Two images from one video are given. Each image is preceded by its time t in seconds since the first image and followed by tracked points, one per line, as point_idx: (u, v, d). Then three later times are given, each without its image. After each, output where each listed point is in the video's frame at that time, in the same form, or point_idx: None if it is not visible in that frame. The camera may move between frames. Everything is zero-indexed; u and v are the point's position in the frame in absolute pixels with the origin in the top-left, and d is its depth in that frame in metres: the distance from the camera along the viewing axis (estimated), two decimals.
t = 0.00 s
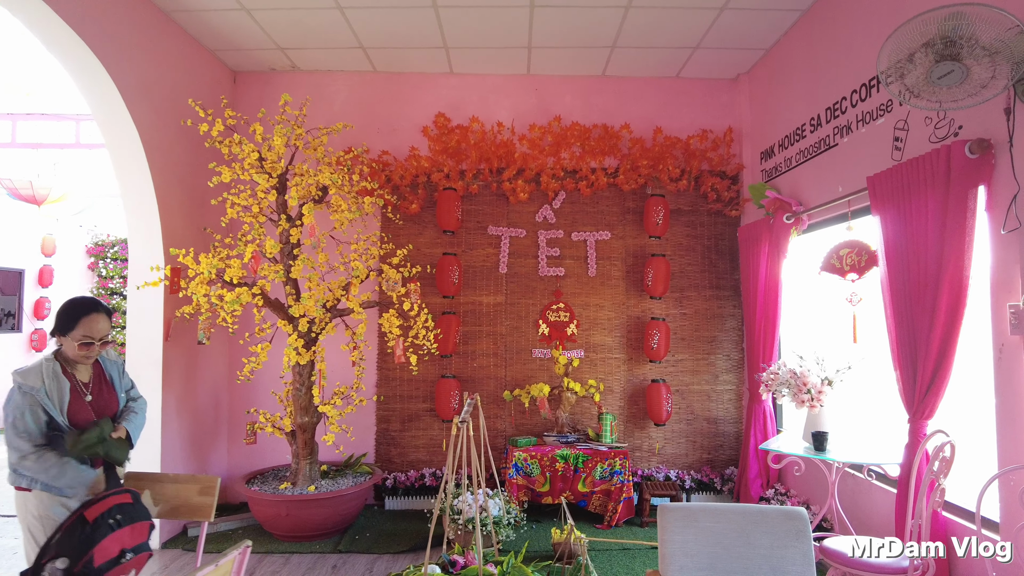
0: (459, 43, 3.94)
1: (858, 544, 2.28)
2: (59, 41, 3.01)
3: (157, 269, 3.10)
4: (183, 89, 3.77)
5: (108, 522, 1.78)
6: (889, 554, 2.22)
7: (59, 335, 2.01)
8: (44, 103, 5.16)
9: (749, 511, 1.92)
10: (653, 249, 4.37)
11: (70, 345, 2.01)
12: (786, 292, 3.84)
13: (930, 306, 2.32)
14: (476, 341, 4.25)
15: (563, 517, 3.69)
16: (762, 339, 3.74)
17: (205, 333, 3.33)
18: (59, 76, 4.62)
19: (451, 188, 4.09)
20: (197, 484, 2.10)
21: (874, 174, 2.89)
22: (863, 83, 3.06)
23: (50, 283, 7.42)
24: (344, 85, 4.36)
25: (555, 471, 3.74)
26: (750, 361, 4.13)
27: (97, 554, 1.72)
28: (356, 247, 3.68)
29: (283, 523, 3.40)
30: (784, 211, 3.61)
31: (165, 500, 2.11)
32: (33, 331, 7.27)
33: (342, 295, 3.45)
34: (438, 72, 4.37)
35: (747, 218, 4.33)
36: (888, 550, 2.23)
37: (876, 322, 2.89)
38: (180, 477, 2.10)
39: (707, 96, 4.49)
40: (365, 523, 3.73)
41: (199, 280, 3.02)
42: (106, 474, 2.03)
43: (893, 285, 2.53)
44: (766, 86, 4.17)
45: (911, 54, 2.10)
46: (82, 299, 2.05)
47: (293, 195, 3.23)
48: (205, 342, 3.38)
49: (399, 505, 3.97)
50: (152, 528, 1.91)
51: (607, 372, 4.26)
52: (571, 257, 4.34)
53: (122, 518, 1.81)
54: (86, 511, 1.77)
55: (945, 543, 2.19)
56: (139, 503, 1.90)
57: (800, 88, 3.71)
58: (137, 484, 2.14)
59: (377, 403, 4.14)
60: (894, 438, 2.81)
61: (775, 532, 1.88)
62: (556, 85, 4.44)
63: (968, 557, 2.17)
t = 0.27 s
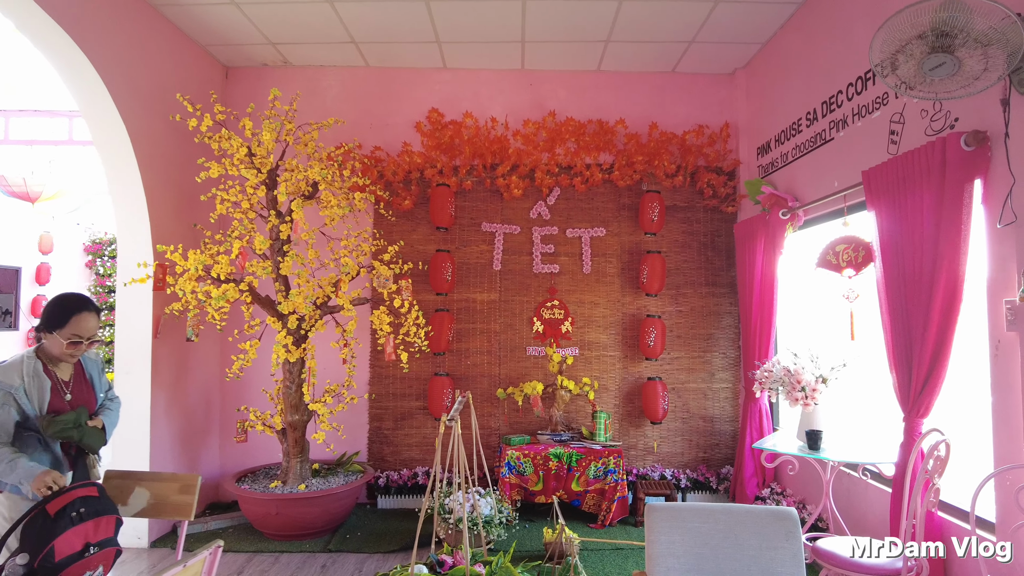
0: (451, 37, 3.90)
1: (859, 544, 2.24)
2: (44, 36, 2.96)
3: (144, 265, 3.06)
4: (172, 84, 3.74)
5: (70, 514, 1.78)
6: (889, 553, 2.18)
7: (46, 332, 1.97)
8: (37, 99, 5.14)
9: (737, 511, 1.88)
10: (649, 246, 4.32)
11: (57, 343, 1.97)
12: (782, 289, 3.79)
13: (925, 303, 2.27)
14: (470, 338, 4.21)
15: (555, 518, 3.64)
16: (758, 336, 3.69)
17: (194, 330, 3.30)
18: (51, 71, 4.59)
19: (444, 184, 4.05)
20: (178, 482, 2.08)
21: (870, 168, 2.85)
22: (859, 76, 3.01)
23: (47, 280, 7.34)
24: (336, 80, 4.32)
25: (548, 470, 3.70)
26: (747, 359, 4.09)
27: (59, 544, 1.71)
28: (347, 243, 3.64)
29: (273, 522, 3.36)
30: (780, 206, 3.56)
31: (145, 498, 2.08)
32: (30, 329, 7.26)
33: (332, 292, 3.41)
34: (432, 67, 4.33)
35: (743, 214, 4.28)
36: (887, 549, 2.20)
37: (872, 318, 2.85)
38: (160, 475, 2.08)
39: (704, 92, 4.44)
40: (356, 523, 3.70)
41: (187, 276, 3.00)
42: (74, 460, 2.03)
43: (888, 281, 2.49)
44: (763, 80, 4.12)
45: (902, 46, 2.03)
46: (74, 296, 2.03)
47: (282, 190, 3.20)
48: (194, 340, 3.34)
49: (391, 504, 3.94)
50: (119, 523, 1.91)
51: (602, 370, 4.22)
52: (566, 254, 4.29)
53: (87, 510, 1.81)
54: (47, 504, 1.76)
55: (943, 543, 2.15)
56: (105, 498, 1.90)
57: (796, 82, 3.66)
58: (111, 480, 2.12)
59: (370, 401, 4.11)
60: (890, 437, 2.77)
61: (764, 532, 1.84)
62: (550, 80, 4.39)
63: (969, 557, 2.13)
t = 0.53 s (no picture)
0: (446, 32, 3.84)
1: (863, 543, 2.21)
2: (29, 30, 2.91)
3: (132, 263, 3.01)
4: (163, 80, 3.69)
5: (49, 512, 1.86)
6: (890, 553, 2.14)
7: (20, 328, 1.92)
8: (29, 95, 5.08)
9: (731, 515, 1.84)
10: (646, 244, 4.28)
11: (34, 341, 1.94)
12: (781, 287, 3.74)
13: (926, 302, 2.22)
14: (465, 337, 4.17)
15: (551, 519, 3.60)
16: (756, 336, 3.64)
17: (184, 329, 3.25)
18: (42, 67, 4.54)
19: (439, 181, 4.00)
20: (161, 483, 2.02)
21: (870, 164, 2.80)
22: (858, 70, 2.96)
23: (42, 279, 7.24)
24: (330, 76, 4.27)
25: (544, 471, 3.66)
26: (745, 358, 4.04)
27: (37, 543, 1.80)
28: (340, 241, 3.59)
29: (264, 523, 3.32)
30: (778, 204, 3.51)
31: (128, 500, 2.03)
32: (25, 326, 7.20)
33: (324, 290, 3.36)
34: (426, 62, 4.28)
35: (742, 212, 4.23)
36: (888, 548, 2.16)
37: (871, 317, 2.80)
38: (144, 476, 2.02)
39: (702, 88, 4.39)
40: (350, 523, 3.66)
41: (176, 273, 2.94)
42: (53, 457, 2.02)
43: (887, 279, 2.44)
44: (761, 76, 4.06)
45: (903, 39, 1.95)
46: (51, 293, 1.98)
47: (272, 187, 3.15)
48: (184, 338, 3.30)
49: (385, 504, 3.90)
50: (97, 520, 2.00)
51: (598, 370, 4.18)
52: (562, 252, 4.25)
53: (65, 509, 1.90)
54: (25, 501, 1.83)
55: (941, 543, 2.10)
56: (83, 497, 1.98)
57: (795, 78, 3.61)
58: (102, 479, 2.08)
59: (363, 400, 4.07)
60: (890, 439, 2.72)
61: (760, 537, 1.79)
62: (547, 76, 4.34)
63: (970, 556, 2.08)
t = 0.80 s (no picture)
0: (442, 28, 3.77)
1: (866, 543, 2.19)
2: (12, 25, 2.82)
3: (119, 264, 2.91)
4: (153, 77, 3.61)
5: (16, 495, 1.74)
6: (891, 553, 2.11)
7: None
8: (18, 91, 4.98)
9: (736, 528, 1.77)
10: (646, 244, 4.21)
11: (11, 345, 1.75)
12: (782, 289, 3.69)
13: (935, 306, 2.16)
14: (461, 339, 4.10)
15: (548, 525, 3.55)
16: (757, 338, 3.59)
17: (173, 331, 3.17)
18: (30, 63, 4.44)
19: (435, 180, 3.93)
20: (147, 493, 1.96)
21: (875, 164, 2.74)
22: (863, 69, 2.90)
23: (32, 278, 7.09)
24: (324, 73, 4.20)
25: (541, 476, 3.60)
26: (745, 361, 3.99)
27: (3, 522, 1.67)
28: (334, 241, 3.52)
29: (255, 530, 3.25)
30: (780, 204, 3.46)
31: (112, 511, 1.96)
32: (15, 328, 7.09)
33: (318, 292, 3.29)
34: (422, 60, 4.21)
35: (742, 212, 4.17)
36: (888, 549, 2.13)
37: (876, 320, 2.74)
38: (129, 485, 1.96)
39: (702, 87, 4.33)
40: (343, 529, 3.59)
41: (165, 275, 2.86)
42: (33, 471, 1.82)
43: (894, 282, 2.38)
44: (762, 75, 4.01)
45: (910, 36, 1.85)
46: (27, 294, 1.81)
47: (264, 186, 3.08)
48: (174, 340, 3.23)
49: (379, 510, 3.83)
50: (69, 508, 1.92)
51: (597, 372, 4.12)
52: (560, 253, 4.18)
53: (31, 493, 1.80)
54: None
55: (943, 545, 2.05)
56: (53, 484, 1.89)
57: (797, 77, 3.56)
58: (81, 491, 2.01)
59: (358, 403, 4.00)
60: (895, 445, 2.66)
61: (766, 550, 1.73)
62: (545, 74, 4.28)
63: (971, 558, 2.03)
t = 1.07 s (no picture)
0: (437, 26, 3.70)
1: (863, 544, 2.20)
2: None
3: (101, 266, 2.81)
4: (140, 73, 3.52)
5: None
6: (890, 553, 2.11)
7: None
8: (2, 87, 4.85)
9: (742, 544, 1.71)
10: (644, 247, 4.15)
11: None
12: (783, 293, 3.63)
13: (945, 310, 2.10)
14: (456, 343, 4.02)
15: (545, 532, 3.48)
16: (757, 343, 3.53)
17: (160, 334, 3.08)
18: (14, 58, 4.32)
19: (429, 180, 3.86)
20: (125, 506, 1.86)
21: (880, 164, 2.68)
22: (867, 68, 2.85)
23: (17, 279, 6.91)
24: (316, 71, 4.11)
25: (537, 483, 3.52)
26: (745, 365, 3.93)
27: None
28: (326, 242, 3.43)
29: (243, 539, 3.15)
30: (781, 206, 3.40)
31: (89, 526, 1.87)
32: None
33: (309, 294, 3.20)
34: (417, 58, 4.13)
35: (741, 214, 4.12)
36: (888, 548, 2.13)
37: (881, 325, 2.69)
38: (107, 499, 1.87)
39: (700, 87, 4.27)
40: (334, 537, 3.50)
41: (152, 276, 2.75)
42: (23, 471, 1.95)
43: (902, 285, 2.32)
44: (762, 75, 3.95)
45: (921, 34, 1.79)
46: None
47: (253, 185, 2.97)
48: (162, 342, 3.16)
49: (372, 517, 3.74)
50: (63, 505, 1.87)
51: (594, 377, 4.05)
52: (557, 255, 4.11)
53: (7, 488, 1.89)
54: None
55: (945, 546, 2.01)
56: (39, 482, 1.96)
57: (797, 77, 3.50)
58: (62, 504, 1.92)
59: (350, 408, 3.91)
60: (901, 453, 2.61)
61: (773, 566, 1.66)
62: (541, 73, 4.21)
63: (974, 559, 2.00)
